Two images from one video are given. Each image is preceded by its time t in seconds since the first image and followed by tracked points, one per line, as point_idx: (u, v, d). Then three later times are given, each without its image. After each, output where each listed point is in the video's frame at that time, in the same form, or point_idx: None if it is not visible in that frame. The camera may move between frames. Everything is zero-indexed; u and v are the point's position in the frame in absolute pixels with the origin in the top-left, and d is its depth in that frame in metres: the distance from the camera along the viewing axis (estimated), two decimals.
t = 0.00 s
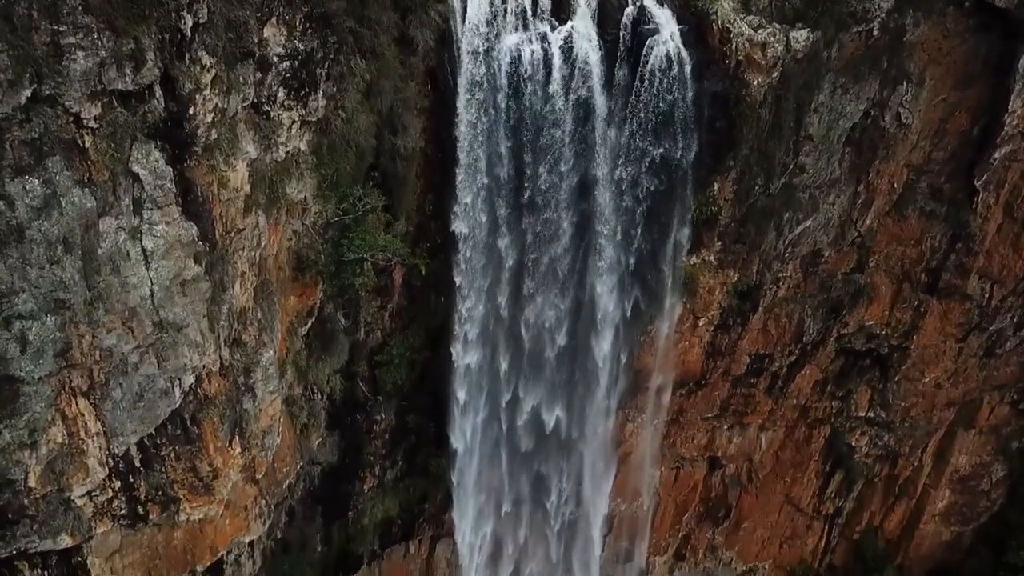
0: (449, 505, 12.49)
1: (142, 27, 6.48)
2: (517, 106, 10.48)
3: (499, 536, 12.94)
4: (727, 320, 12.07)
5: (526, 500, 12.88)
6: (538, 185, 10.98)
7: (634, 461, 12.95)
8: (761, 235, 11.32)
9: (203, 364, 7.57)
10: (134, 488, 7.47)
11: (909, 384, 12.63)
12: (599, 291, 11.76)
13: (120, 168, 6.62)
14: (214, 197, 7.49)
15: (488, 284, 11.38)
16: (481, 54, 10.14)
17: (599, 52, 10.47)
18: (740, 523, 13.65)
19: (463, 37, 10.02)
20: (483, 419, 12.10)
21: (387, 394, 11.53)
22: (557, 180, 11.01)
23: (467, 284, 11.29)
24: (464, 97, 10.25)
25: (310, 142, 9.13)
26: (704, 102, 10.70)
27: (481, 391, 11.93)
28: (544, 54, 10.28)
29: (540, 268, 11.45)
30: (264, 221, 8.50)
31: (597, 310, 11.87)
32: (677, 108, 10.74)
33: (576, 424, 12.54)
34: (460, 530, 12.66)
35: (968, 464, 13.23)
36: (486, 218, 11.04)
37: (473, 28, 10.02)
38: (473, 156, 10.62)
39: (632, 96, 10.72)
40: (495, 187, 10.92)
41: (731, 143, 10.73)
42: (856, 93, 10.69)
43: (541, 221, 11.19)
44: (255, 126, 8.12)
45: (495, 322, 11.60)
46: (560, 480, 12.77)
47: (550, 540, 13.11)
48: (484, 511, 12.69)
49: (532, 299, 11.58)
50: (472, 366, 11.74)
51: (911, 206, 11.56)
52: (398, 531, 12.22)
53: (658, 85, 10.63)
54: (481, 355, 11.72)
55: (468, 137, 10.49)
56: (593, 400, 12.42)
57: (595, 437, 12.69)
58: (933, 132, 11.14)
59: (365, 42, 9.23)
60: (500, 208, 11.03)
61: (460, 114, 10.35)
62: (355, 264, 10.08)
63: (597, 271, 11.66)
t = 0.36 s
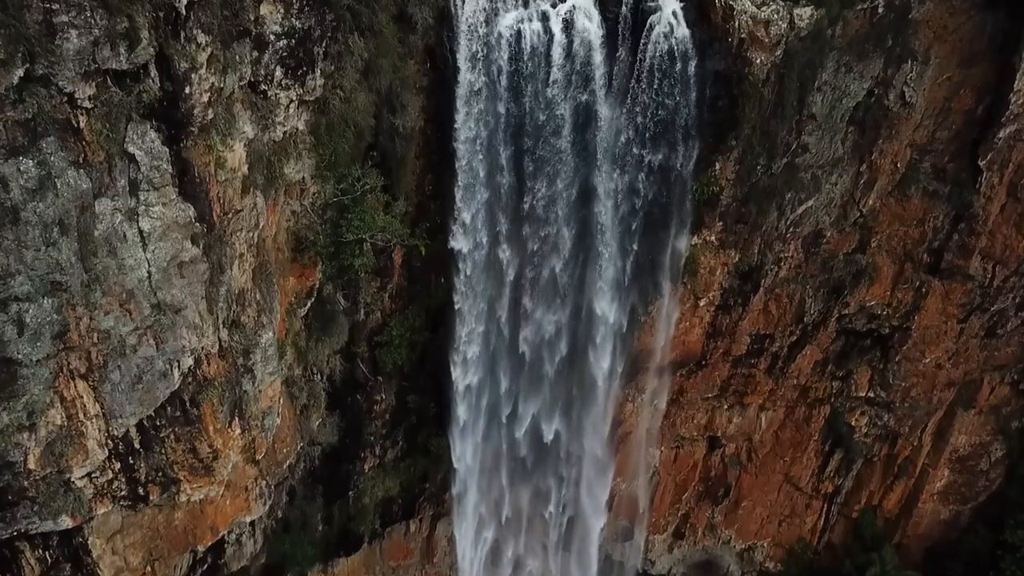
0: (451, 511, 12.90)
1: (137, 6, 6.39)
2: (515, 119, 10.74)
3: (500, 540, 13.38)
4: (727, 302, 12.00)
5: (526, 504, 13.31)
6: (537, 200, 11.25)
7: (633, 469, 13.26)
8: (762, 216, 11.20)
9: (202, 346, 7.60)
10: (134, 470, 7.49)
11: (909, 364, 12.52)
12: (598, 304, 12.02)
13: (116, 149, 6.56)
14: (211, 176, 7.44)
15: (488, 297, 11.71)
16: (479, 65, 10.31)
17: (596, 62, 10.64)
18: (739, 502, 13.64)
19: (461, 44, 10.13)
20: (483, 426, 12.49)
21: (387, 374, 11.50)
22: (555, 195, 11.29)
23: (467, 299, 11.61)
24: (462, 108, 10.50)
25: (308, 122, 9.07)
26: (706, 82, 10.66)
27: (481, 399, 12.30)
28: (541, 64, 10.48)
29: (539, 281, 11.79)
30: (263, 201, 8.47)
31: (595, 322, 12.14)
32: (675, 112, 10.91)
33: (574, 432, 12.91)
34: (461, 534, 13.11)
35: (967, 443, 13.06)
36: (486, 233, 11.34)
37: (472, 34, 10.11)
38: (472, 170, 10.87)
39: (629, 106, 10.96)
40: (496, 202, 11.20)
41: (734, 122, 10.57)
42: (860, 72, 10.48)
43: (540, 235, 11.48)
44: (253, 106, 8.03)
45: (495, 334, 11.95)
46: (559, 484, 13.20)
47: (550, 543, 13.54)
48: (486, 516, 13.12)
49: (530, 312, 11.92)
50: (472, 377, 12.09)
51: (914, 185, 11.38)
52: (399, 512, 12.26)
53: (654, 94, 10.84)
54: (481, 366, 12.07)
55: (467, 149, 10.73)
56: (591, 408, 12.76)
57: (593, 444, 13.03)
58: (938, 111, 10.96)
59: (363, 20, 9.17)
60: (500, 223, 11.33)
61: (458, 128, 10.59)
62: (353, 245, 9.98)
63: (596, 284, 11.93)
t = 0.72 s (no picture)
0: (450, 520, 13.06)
1: None
2: (514, 131, 10.82)
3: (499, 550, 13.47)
4: (728, 282, 11.89)
5: (525, 513, 13.38)
6: (537, 212, 11.33)
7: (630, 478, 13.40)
8: (765, 196, 11.07)
9: (201, 327, 7.58)
10: (134, 451, 7.52)
11: (910, 345, 12.45)
12: (598, 317, 12.05)
13: (111, 130, 6.49)
14: (208, 157, 7.37)
15: (488, 310, 11.80)
16: (478, 75, 10.37)
17: (597, 74, 10.61)
18: (739, 481, 13.68)
19: (461, 54, 10.17)
20: (483, 437, 12.60)
21: (387, 354, 11.58)
22: (554, 209, 11.35)
23: (466, 312, 11.70)
24: (463, 99, 10.46)
25: (306, 101, 9.03)
26: (709, 59, 10.45)
27: (482, 410, 12.41)
28: (541, 75, 10.48)
29: (538, 296, 11.86)
30: (260, 181, 8.39)
31: (595, 336, 12.19)
32: (677, 118, 10.87)
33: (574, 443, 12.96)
34: (461, 544, 13.21)
35: (967, 423, 13.04)
36: (486, 248, 11.44)
37: (471, 42, 10.14)
38: (472, 182, 10.98)
39: (629, 117, 10.96)
40: (495, 216, 11.31)
41: (736, 101, 10.42)
42: (864, 50, 10.33)
43: (540, 250, 11.55)
44: (250, 85, 7.96)
45: (495, 347, 12.03)
46: (558, 493, 13.23)
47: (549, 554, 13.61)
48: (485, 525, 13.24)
49: (530, 325, 11.99)
50: (472, 389, 12.20)
51: (918, 165, 11.23)
52: (399, 491, 12.37)
53: (655, 103, 10.82)
54: (481, 378, 12.17)
55: (466, 160, 10.82)
56: (591, 420, 12.83)
57: (592, 456, 13.10)
58: (943, 90, 10.79)
59: None
60: (501, 237, 11.43)
61: (457, 140, 10.69)
62: (352, 227, 10.05)
63: (595, 299, 11.97)
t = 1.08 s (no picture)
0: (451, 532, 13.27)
1: None
2: (513, 149, 10.96)
3: (497, 554, 13.65)
4: (729, 263, 11.86)
5: (524, 516, 13.57)
6: (537, 224, 11.39)
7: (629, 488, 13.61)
8: (766, 175, 10.99)
9: (200, 309, 7.56)
10: (133, 433, 7.54)
11: (910, 325, 12.33)
12: (597, 330, 12.16)
13: (106, 111, 6.43)
14: (205, 137, 7.30)
15: (488, 320, 11.88)
16: (477, 92, 10.52)
17: (596, 84, 10.65)
18: (739, 461, 13.64)
19: (460, 70, 10.30)
20: (483, 450, 12.82)
21: (387, 335, 11.56)
22: (554, 228, 11.47)
23: (467, 329, 11.86)
24: (462, 79, 10.37)
25: (303, 81, 8.95)
26: (711, 37, 10.38)
27: (482, 426, 12.60)
28: (540, 92, 10.63)
29: (538, 313, 11.98)
30: (258, 162, 8.34)
31: (594, 351, 12.36)
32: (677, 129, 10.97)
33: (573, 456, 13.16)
34: (461, 555, 13.46)
35: (967, 403, 13.03)
36: (486, 265, 11.58)
37: (471, 35, 10.11)
38: (471, 201, 11.11)
39: (628, 133, 11.07)
40: (496, 235, 11.43)
41: (738, 79, 10.35)
42: (868, 28, 10.13)
43: (540, 264, 11.66)
44: (246, 64, 7.86)
45: (495, 356, 12.16)
46: (557, 497, 13.44)
47: (547, 564, 13.87)
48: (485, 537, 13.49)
49: (529, 342, 12.13)
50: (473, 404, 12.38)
51: (922, 145, 11.04)
52: (400, 471, 12.42)
53: (654, 117, 10.93)
54: (480, 394, 12.34)
55: (464, 178, 10.95)
56: (591, 435, 13.02)
57: (591, 469, 13.29)
58: (948, 69, 10.59)
59: None
60: (501, 249, 11.51)
61: (456, 158, 10.81)
62: (351, 207, 9.99)
63: (594, 315, 12.10)
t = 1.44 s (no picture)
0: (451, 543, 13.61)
1: None
2: (513, 170, 11.14)
3: (497, 555, 14.03)
4: (731, 243, 11.71)
5: (523, 520, 13.86)
6: (536, 236, 11.57)
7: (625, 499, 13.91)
8: (769, 155, 10.87)
9: (198, 292, 7.55)
10: (134, 416, 7.56)
11: (912, 306, 12.27)
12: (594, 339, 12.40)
13: (101, 91, 6.36)
14: (201, 117, 7.22)
15: (488, 329, 12.12)
16: (476, 112, 10.70)
17: (594, 97, 10.81)
18: (739, 440, 13.63)
19: (460, 84, 10.46)
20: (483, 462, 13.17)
21: (387, 316, 11.57)
22: (552, 247, 11.69)
23: (466, 345, 12.14)
24: (461, 70, 10.36)
25: (301, 59, 8.86)
26: (713, 15, 10.31)
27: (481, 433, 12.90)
28: (539, 110, 10.82)
29: (537, 325, 12.21)
30: (256, 142, 8.26)
31: (591, 365, 12.63)
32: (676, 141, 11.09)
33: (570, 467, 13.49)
34: (460, 566, 13.80)
35: (967, 383, 13.00)
36: (486, 284, 11.83)
37: (472, 29, 10.13)
38: (471, 220, 11.34)
39: (627, 150, 11.22)
40: (496, 255, 11.66)
41: (742, 58, 10.25)
42: (873, 5, 9.88)
43: (539, 276, 11.86)
44: (242, 43, 7.74)
45: (495, 364, 12.39)
46: (555, 500, 13.75)
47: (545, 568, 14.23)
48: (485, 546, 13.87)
49: (529, 358, 12.39)
50: (472, 417, 12.69)
51: (925, 124, 10.96)
52: (401, 451, 12.47)
53: (653, 132, 11.07)
54: (480, 402, 12.60)
55: (463, 199, 11.15)
56: (588, 443, 13.31)
57: (588, 479, 13.62)
58: (953, 47, 10.44)
59: None
60: (501, 261, 11.70)
61: (456, 179, 11.01)
62: (350, 188, 9.99)
63: (592, 331, 12.36)
